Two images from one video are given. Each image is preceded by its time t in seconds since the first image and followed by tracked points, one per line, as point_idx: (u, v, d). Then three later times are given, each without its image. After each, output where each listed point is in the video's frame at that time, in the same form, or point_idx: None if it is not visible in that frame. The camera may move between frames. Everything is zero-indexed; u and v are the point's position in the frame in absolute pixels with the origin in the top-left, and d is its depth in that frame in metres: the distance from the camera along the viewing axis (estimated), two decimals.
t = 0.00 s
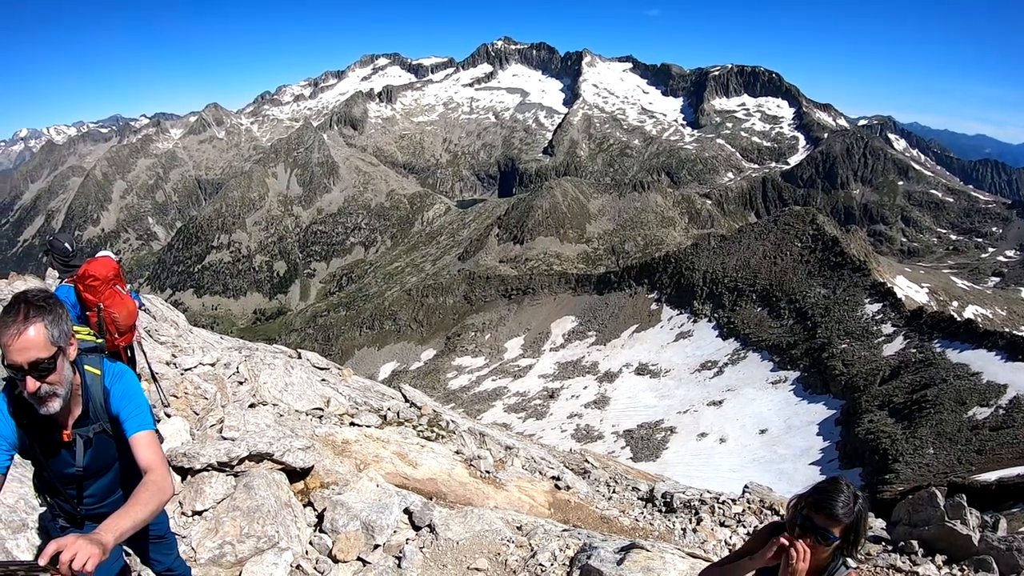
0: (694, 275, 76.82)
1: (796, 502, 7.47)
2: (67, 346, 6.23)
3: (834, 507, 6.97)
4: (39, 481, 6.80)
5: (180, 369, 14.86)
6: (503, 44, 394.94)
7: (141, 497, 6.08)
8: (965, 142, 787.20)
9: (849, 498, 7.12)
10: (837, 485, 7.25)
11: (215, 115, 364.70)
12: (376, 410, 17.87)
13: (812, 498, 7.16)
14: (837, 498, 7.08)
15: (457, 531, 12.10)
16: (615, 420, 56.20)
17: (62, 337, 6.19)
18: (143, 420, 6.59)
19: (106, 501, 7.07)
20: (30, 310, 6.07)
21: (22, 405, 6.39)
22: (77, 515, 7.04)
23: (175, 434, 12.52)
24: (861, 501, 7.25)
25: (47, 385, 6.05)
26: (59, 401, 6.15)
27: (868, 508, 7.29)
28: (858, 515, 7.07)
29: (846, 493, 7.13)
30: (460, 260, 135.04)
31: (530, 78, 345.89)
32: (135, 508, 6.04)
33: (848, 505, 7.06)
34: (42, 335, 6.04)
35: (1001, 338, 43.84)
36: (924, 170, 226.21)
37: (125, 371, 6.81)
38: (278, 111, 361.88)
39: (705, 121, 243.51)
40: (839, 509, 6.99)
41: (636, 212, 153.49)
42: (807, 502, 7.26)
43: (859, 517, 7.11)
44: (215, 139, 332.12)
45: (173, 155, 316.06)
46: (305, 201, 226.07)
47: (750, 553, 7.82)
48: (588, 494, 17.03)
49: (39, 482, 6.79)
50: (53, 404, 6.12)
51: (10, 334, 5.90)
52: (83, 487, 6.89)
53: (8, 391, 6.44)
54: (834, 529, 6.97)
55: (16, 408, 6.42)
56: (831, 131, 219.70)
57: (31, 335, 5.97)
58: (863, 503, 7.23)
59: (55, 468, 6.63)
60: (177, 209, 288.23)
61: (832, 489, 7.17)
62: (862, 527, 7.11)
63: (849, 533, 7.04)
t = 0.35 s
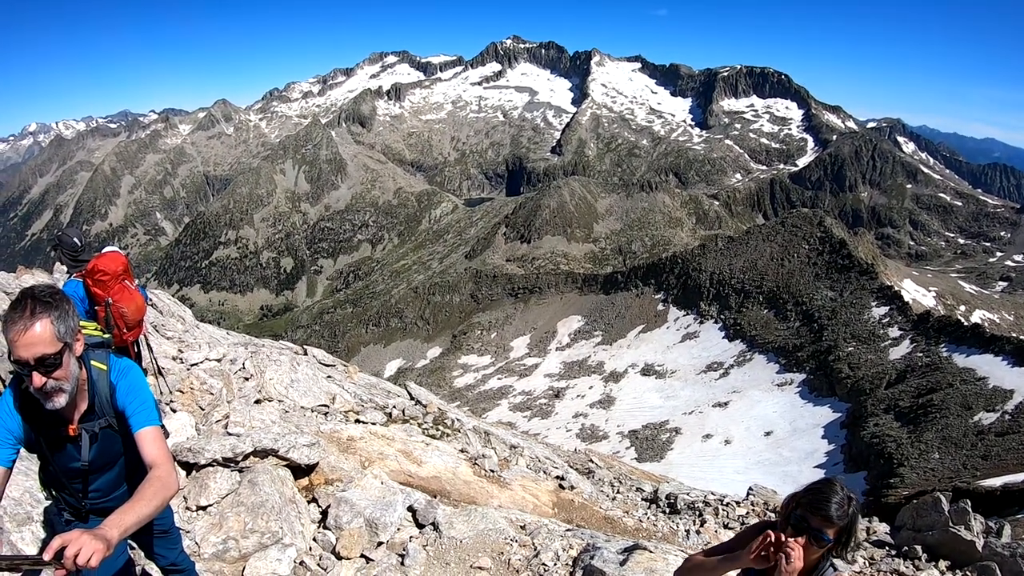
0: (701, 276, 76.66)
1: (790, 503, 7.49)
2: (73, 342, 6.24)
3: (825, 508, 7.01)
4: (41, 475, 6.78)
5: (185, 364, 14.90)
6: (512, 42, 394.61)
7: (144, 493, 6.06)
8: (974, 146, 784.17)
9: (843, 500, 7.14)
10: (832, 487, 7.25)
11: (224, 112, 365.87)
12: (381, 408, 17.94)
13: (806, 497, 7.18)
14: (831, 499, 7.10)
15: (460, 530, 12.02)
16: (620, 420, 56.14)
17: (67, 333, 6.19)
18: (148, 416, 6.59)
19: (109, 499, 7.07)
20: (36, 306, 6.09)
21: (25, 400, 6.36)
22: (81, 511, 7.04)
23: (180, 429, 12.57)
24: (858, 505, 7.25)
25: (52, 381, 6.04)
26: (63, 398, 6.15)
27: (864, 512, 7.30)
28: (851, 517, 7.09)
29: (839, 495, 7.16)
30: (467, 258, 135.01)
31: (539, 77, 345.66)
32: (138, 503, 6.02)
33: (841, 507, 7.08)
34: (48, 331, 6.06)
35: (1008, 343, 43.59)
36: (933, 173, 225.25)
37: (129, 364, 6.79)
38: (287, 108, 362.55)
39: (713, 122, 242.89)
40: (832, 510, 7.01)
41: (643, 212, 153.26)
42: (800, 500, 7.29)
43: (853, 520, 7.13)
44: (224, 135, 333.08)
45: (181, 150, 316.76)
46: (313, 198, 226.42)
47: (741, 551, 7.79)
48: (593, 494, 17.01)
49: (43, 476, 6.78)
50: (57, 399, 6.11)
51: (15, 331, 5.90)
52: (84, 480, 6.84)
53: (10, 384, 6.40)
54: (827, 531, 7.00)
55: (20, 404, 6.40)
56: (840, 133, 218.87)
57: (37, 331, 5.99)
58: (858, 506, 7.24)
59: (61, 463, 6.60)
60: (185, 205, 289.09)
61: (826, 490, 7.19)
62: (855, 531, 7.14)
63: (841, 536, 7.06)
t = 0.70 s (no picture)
0: (708, 282, 76.60)
1: (790, 513, 7.47)
2: (83, 340, 6.27)
3: (827, 517, 7.01)
4: (51, 471, 6.82)
5: (192, 362, 14.92)
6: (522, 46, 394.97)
7: (165, 495, 6.43)
8: (984, 155, 781.44)
9: (846, 510, 7.13)
10: (834, 497, 7.25)
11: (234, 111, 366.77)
12: (386, 409, 17.95)
13: (807, 507, 7.18)
14: (833, 509, 7.11)
15: (464, 533, 12.04)
16: (625, 426, 56.07)
17: (78, 331, 6.22)
18: (166, 420, 6.82)
19: (117, 497, 7.12)
20: (46, 305, 6.11)
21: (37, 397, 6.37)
22: (89, 508, 7.08)
23: (187, 427, 12.61)
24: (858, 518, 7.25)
25: (64, 378, 6.08)
26: (76, 393, 6.22)
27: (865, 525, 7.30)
28: (853, 530, 7.08)
29: (842, 506, 7.15)
30: (474, 261, 135.14)
31: (549, 81, 345.95)
32: (161, 504, 6.39)
33: (844, 518, 7.09)
34: (58, 330, 6.07)
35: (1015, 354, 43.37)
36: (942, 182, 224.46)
37: (140, 360, 6.86)
38: (296, 109, 363.71)
39: (723, 128, 242.55)
40: (833, 521, 7.01)
41: (651, 218, 153.15)
42: (803, 510, 7.28)
43: (855, 532, 7.12)
44: (233, 135, 334.10)
45: (191, 149, 318.25)
46: (321, 198, 226.85)
47: (741, 559, 7.82)
48: (596, 500, 16.98)
49: (53, 473, 6.81)
50: (70, 396, 6.16)
51: (28, 330, 5.93)
52: (94, 475, 6.87)
53: (21, 380, 6.42)
54: (829, 543, 7.00)
55: (31, 400, 6.47)
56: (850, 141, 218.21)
57: (47, 331, 6.00)
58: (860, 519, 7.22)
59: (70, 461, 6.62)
60: (193, 203, 290.33)
61: (828, 500, 7.20)
62: (854, 543, 7.14)
63: (842, 548, 7.08)
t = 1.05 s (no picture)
0: (719, 288, 76.36)
1: (795, 521, 7.62)
2: (100, 329, 6.34)
3: (832, 524, 7.17)
4: (66, 458, 6.89)
5: (203, 358, 15.03)
6: (537, 49, 394.75)
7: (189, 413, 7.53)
8: (999, 167, 775.91)
9: (850, 518, 7.28)
10: (840, 508, 7.38)
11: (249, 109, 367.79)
12: (396, 410, 17.96)
13: (814, 515, 7.32)
14: (839, 515, 7.27)
15: (472, 535, 12.09)
16: (632, 431, 55.97)
17: (96, 321, 6.29)
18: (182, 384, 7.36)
19: (128, 488, 7.13)
20: (64, 297, 6.16)
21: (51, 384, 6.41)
22: (97, 499, 7.06)
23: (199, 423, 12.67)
24: (864, 528, 7.36)
25: (84, 367, 6.19)
26: (94, 383, 6.30)
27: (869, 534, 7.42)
28: (856, 535, 7.22)
29: (849, 515, 7.30)
30: (486, 263, 135.03)
31: (563, 85, 345.93)
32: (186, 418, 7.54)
33: (848, 525, 7.23)
34: (78, 321, 6.15)
35: None
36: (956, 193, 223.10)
37: (156, 349, 7.08)
38: (310, 108, 365.03)
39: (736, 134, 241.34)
40: (839, 526, 7.17)
41: (663, 223, 152.60)
42: (808, 518, 7.43)
43: (860, 540, 7.23)
44: (247, 132, 335.25)
45: (205, 146, 319.76)
46: (334, 198, 227.28)
47: (746, 567, 7.84)
48: (604, 504, 16.93)
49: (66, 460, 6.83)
50: (89, 384, 6.28)
51: (47, 323, 5.98)
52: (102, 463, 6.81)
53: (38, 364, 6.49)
54: (833, 546, 7.11)
55: (48, 387, 6.54)
56: (863, 149, 217.10)
57: (67, 322, 6.10)
58: (864, 527, 7.36)
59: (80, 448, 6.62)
60: (206, 200, 291.91)
61: (832, 509, 7.36)
62: (861, 551, 7.21)
63: (849, 556, 7.15)
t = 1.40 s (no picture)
0: (738, 296, 76.00)
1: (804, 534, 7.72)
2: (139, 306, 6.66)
3: (836, 535, 7.29)
4: (96, 438, 6.99)
5: (222, 355, 15.19)
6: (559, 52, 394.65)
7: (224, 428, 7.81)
8: None
9: (854, 528, 7.40)
10: (845, 519, 7.47)
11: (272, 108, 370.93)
12: (412, 410, 18.03)
13: (820, 528, 7.43)
14: (841, 527, 7.38)
15: (486, 538, 12.07)
16: (648, 438, 55.79)
17: (137, 297, 6.65)
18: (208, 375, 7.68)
19: (156, 468, 7.24)
20: (109, 274, 6.46)
21: (89, 355, 6.63)
22: (123, 479, 7.16)
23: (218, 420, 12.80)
24: (870, 537, 7.47)
25: (124, 339, 6.46)
26: (131, 354, 6.59)
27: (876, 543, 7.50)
28: (862, 544, 7.33)
29: (852, 526, 7.41)
30: (504, 266, 135.35)
31: (585, 89, 345.77)
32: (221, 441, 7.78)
33: (853, 534, 7.33)
34: (123, 296, 6.50)
35: None
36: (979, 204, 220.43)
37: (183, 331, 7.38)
38: (333, 108, 367.79)
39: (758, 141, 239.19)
40: (843, 537, 7.29)
41: (683, 230, 151.91)
42: (814, 532, 7.53)
43: (866, 548, 7.35)
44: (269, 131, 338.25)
45: (228, 144, 323.25)
46: (354, 198, 228.56)
47: None
48: (618, 510, 16.86)
49: (97, 439, 6.95)
50: (127, 354, 6.56)
51: (95, 295, 6.26)
52: (133, 439, 6.95)
53: (71, 338, 6.67)
54: (837, 555, 7.25)
55: (80, 361, 6.66)
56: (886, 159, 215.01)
57: (113, 296, 6.42)
58: (870, 537, 7.46)
59: (113, 422, 6.76)
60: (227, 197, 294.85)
61: (838, 520, 7.45)
62: (868, 561, 7.31)
63: (854, 567, 7.26)
